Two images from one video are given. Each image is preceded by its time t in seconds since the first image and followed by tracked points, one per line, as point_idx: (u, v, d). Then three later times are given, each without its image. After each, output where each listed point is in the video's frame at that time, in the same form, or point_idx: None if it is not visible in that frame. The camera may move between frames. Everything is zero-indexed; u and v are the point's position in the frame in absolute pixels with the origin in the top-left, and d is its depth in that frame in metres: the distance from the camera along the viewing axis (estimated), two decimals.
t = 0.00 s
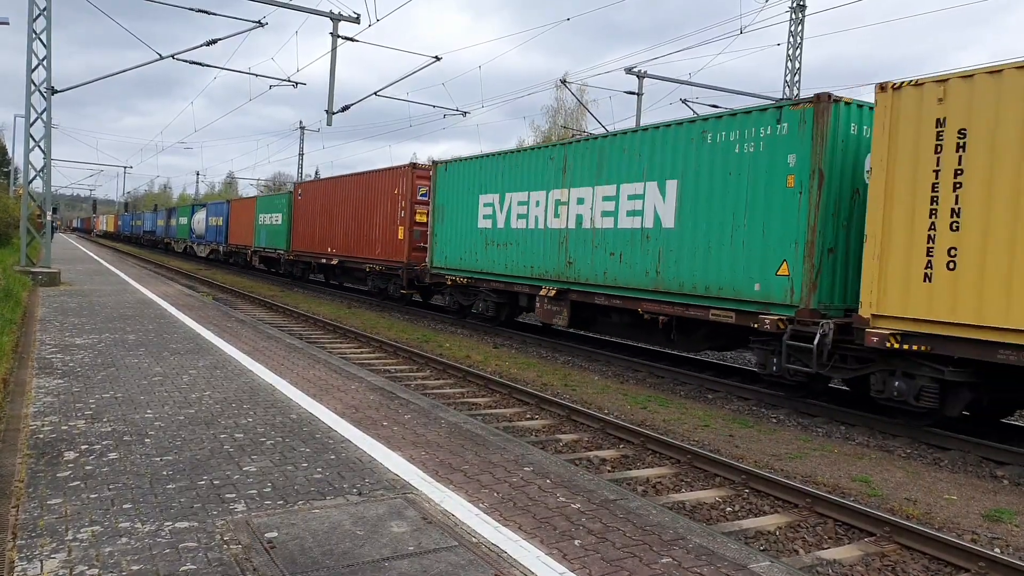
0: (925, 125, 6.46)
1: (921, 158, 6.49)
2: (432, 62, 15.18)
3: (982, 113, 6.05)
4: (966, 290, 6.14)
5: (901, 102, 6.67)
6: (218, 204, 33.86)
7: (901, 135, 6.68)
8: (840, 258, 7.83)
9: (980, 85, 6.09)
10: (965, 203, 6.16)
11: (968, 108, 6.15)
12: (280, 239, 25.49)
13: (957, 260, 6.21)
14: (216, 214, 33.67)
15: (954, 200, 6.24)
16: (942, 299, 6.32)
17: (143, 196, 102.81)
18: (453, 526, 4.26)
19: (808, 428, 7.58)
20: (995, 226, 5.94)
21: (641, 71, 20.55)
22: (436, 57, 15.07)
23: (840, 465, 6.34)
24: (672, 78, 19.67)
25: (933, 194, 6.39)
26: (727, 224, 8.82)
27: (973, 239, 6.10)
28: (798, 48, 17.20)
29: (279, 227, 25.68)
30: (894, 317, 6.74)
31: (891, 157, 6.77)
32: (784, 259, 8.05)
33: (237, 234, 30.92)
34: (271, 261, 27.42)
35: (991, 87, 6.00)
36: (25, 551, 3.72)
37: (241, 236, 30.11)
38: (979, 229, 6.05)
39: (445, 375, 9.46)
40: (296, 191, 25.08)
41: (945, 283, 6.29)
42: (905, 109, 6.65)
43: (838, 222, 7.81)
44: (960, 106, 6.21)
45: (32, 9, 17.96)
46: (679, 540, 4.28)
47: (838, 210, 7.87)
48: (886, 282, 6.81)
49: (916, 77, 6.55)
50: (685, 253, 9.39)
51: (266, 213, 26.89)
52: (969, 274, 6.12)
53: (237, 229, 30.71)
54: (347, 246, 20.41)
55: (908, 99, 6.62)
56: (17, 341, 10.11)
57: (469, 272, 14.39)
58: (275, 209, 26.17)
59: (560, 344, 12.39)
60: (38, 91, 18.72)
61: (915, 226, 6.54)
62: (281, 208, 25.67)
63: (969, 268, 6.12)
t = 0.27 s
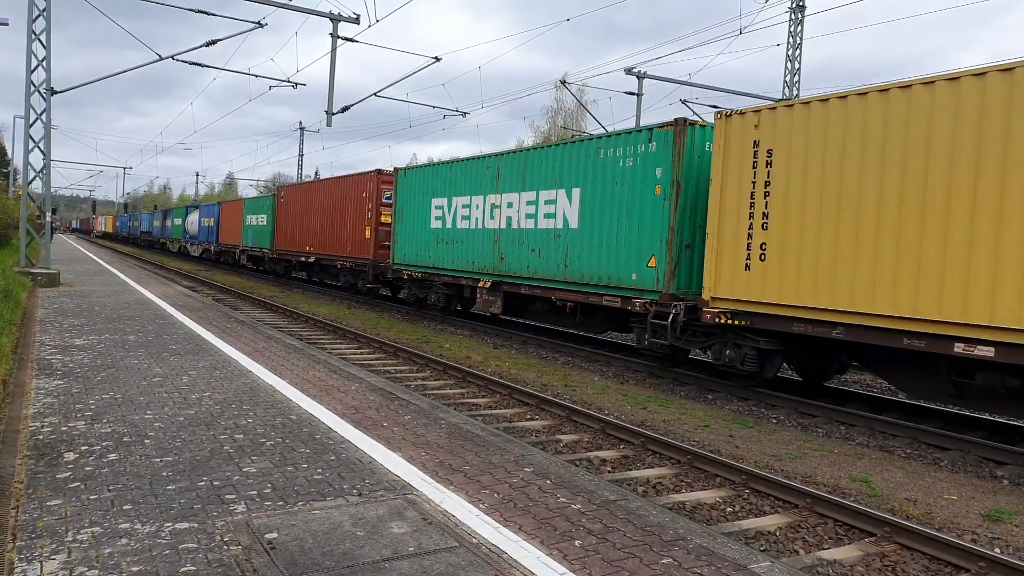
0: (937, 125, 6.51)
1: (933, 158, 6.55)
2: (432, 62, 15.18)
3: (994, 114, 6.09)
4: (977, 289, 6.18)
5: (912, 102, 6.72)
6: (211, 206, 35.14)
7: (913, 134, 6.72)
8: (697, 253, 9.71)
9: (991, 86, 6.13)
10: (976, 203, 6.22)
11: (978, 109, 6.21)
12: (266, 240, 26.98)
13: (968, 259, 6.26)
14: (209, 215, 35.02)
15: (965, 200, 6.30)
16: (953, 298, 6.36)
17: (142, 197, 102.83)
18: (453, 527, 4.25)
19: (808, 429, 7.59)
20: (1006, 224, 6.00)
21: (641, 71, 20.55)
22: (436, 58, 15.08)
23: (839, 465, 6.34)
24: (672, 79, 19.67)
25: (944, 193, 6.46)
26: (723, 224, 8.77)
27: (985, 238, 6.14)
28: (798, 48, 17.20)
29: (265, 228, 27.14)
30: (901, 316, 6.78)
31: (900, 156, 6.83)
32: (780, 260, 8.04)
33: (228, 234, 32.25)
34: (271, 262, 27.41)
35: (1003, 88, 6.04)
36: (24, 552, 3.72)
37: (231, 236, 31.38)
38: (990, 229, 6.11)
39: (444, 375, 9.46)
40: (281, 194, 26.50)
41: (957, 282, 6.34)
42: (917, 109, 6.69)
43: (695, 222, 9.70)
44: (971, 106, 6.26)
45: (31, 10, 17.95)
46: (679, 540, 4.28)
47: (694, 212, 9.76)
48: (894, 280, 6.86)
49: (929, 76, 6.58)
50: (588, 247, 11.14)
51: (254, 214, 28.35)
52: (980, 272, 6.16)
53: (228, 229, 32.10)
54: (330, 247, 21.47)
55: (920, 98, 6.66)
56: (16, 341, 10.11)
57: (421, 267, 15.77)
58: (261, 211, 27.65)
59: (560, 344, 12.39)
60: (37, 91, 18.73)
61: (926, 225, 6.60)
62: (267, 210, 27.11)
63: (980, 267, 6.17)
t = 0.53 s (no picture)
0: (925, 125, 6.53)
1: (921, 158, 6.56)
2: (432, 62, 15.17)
3: (982, 113, 6.11)
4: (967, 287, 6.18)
5: (900, 102, 6.73)
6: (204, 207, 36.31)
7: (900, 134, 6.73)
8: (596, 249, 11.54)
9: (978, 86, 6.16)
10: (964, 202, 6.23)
11: (968, 108, 6.21)
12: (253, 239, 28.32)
13: (957, 258, 6.26)
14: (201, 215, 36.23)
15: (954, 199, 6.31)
16: (943, 297, 6.36)
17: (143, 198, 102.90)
18: (453, 527, 4.26)
19: (808, 429, 7.59)
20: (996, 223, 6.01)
21: (641, 71, 20.57)
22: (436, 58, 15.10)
23: (839, 465, 6.34)
24: (672, 79, 19.69)
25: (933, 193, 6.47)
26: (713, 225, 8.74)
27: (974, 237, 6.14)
28: (798, 48, 17.20)
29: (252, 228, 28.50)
30: (892, 316, 6.77)
31: (888, 156, 6.84)
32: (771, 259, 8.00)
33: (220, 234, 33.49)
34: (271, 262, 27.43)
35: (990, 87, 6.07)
36: (25, 551, 3.72)
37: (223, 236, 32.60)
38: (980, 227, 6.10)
39: (445, 375, 9.47)
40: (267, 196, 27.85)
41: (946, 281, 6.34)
42: (905, 109, 6.70)
43: (595, 224, 11.53)
44: (959, 105, 6.28)
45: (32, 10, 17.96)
46: (679, 540, 4.28)
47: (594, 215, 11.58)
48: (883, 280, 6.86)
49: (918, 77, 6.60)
50: (517, 245, 12.80)
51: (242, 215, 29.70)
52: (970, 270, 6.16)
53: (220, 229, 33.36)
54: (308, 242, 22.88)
55: (908, 98, 6.68)
56: (17, 341, 10.12)
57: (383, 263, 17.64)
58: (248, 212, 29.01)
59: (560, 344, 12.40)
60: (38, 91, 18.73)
61: (914, 225, 6.60)
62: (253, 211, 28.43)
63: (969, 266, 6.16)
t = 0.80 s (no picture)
0: (933, 123, 6.51)
1: (930, 156, 6.54)
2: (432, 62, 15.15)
3: (990, 111, 6.09)
4: (975, 286, 6.16)
5: (909, 100, 6.72)
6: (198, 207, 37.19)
7: (909, 133, 6.72)
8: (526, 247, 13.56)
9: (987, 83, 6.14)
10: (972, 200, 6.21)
11: (977, 108, 6.19)
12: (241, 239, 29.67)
13: (965, 256, 6.24)
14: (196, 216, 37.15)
15: (962, 197, 6.29)
16: (951, 296, 6.34)
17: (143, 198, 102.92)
18: (453, 528, 4.25)
19: (808, 429, 7.59)
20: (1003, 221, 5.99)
21: (642, 72, 20.56)
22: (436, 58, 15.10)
23: (839, 465, 6.34)
24: (672, 79, 19.68)
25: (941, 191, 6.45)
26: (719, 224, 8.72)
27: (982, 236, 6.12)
28: (798, 48, 17.20)
29: (241, 228, 29.87)
30: (901, 315, 6.75)
31: (896, 155, 6.83)
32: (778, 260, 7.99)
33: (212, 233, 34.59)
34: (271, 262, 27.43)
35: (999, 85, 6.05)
36: (24, 552, 3.72)
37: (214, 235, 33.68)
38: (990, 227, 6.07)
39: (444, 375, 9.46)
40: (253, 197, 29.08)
41: (955, 280, 6.32)
42: (914, 107, 6.68)
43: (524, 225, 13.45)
44: (968, 105, 6.26)
45: (31, 10, 17.96)
46: (679, 541, 4.27)
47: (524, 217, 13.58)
48: (892, 279, 6.84)
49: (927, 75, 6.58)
50: (461, 243, 14.61)
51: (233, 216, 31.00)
52: (980, 271, 6.13)
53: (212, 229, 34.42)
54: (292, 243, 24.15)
55: (917, 97, 6.66)
56: (17, 341, 10.12)
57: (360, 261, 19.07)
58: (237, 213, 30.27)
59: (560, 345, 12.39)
60: (38, 91, 18.73)
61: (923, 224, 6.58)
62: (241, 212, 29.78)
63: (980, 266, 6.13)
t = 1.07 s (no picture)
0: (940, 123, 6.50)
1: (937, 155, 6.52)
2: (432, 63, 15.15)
3: (995, 112, 6.09)
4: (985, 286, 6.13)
5: (913, 100, 6.71)
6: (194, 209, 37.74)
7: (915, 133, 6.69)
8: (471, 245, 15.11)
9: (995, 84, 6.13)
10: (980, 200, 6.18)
11: (981, 109, 6.19)
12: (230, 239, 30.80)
13: (971, 255, 6.23)
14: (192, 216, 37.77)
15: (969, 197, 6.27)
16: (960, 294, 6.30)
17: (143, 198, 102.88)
18: (452, 528, 4.25)
19: (808, 429, 7.59)
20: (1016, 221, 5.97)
21: (641, 72, 20.57)
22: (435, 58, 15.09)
23: (839, 465, 6.33)
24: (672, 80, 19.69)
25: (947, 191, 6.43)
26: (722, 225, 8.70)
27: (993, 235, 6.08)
28: (798, 49, 17.21)
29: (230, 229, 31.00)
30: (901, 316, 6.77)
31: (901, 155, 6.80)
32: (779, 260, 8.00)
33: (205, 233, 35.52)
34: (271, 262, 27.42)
35: (960, 87, 6.36)
36: (23, 553, 3.71)
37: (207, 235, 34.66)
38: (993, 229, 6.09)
39: (444, 376, 9.44)
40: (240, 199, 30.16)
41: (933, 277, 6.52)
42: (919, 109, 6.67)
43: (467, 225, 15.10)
44: (973, 106, 6.25)
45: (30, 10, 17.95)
46: (679, 541, 4.27)
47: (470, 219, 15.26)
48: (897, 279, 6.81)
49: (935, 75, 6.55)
50: (417, 242, 16.27)
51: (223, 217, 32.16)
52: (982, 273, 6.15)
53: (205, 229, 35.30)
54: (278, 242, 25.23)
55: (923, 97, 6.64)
56: (16, 342, 10.13)
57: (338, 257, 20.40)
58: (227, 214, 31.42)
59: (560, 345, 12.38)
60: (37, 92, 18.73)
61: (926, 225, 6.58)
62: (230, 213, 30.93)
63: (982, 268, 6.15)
